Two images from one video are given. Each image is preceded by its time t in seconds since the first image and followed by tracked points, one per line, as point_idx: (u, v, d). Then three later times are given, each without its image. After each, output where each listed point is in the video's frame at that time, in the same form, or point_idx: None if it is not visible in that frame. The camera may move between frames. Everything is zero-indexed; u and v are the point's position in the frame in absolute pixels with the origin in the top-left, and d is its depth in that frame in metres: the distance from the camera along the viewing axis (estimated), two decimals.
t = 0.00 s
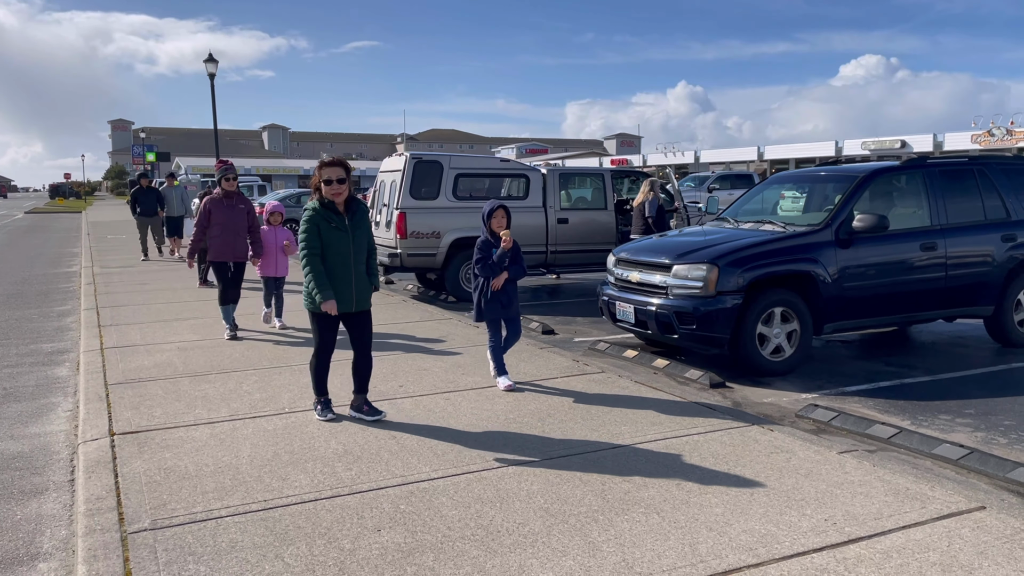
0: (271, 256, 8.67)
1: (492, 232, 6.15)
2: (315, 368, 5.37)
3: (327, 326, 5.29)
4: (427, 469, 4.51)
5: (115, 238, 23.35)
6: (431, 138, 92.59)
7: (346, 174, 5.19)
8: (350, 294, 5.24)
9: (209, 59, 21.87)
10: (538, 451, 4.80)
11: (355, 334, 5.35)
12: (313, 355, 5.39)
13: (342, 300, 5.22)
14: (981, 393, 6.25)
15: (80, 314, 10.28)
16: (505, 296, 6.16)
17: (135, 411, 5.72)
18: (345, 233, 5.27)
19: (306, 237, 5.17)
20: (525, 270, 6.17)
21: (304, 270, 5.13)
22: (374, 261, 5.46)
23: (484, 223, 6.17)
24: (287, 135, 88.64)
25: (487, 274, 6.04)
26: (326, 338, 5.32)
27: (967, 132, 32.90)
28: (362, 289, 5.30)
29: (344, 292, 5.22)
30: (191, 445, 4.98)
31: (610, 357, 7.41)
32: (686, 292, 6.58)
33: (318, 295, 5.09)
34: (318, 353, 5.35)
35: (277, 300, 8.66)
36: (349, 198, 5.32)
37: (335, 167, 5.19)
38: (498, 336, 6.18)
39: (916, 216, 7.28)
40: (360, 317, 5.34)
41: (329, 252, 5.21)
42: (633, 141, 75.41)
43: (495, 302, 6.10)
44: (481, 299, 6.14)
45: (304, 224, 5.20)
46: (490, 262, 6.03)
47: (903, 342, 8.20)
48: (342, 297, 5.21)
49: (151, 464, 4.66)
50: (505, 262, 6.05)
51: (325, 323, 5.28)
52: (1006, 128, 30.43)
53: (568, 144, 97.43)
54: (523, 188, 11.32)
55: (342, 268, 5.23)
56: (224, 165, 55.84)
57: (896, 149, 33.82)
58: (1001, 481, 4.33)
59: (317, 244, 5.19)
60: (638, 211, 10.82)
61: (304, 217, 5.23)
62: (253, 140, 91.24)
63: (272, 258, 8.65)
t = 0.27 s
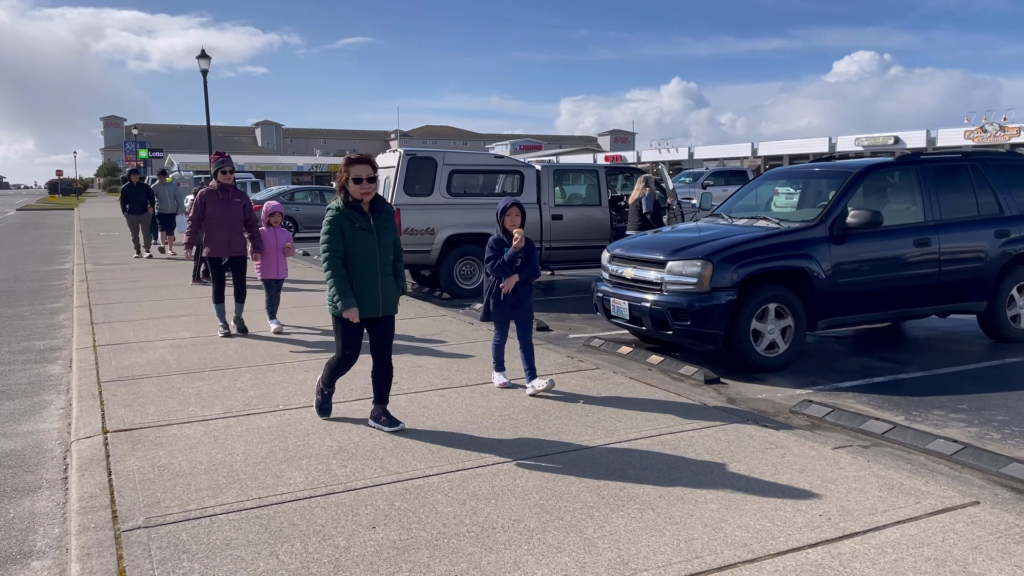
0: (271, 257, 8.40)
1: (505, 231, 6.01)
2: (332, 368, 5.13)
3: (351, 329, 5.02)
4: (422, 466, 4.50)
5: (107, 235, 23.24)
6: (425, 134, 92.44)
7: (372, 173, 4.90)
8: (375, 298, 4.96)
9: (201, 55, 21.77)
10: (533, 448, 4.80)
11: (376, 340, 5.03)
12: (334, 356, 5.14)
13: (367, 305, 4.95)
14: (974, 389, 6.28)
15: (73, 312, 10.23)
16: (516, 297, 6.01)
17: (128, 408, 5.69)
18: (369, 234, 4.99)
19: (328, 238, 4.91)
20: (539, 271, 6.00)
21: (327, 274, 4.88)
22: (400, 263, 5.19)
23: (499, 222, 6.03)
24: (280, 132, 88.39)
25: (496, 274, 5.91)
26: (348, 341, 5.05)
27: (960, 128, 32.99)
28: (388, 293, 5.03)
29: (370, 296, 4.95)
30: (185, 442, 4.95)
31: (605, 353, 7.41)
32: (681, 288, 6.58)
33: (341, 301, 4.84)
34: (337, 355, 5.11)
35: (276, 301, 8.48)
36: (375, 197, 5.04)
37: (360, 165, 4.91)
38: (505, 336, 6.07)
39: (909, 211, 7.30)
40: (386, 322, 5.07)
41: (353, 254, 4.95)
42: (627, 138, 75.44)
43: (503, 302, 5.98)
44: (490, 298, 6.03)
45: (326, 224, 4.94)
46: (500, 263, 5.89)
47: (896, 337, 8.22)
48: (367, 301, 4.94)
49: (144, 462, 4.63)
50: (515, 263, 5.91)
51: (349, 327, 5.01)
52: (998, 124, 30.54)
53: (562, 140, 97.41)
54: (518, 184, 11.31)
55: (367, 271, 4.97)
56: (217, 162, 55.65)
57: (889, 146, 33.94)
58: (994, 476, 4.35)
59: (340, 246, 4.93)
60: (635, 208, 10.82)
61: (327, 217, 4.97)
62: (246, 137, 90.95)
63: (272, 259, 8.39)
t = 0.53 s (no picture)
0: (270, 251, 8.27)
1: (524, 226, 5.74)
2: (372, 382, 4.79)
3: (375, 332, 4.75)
4: (417, 463, 4.49)
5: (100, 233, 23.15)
6: (419, 131, 92.29)
7: (392, 169, 4.68)
8: (387, 300, 4.73)
9: (194, 52, 21.69)
10: (527, 444, 4.79)
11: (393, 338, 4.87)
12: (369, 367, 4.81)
13: (380, 306, 4.72)
14: (967, 384, 6.29)
15: (65, 309, 10.18)
16: (538, 295, 5.78)
17: (121, 406, 5.67)
18: (385, 231, 4.76)
19: (340, 235, 4.68)
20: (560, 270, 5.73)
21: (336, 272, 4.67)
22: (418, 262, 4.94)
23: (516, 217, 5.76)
24: (273, 128, 88.15)
25: (515, 272, 5.67)
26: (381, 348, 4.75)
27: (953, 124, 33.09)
28: (403, 293, 4.80)
29: (382, 297, 4.73)
30: (178, 440, 4.93)
31: (599, 349, 7.41)
32: (675, 284, 6.58)
33: (336, 303, 4.65)
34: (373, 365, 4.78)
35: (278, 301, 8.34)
36: (394, 193, 4.82)
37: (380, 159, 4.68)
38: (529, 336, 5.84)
39: (903, 207, 7.31)
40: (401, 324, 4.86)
41: (366, 253, 4.72)
42: (621, 135, 75.43)
43: (524, 300, 5.74)
44: (511, 297, 5.80)
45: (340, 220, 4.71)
46: (518, 261, 5.64)
47: (890, 333, 8.24)
48: (379, 302, 4.72)
49: (137, 459, 4.61)
50: (534, 260, 5.64)
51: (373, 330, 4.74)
52: (991, 120, 30.65)
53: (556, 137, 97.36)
54: (512, 181, 11.29)
55: (381, 270, 4.74)
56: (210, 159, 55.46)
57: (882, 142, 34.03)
58: (987, 471, 4.36)
59: (351, 243, 4.70)
60: (631, 204, 10.81)
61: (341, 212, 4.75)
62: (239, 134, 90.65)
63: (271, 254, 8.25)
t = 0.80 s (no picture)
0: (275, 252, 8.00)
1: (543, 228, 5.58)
2: (389, 393, 4.55)
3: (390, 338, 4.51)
4: (410, 460, 4.48)
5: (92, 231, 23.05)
6: (413, 128, 92.14)
7: (412, 168, 4.38)
8: (408, 303, 4.49)
9: (187, 49, 21.61)
10: (521, 441, 4.78)
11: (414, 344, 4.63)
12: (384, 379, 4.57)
13: (398, 312, 4.48)
14: (960, 379, 6.31)
15: (57, 308, 10.13)
16: (559, 299, 5.57)
17: (113, 404, 5.64)
18: (401, 233, 4.50)
19: (355, 238, 4.41)
20: (580, 272, 5.56)
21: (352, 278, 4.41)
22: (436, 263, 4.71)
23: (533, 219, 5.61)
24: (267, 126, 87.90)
25: (536, 274, 5.47)
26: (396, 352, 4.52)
27: (945, 121, 33.19)
28: (422, 298, 4.55)
29: (402, 300, 4.48)
30: (171, 438, 4.91)
31: (593, 346, 7.41)
32: (669, 281, 6.58)
33: (352, 311, 4.39)
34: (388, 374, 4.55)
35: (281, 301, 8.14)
36: (412, 191, 4.54)
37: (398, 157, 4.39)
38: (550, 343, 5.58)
39: (895, 203, 7.32)
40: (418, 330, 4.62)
41: (383, 257, 4.46)
42: (615, 132, 75.46)
43: (546, 304, 5.51)
44: (529, 302, 5.56)
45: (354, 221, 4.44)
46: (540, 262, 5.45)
47: (883, 329, 8.26)
48: (399, 306, 4.47)
49: (129, 458, 4.59)
50: (556, 262, 5.48)
51: (389, 336, 4.51)
52: (983, 116, 30.77)
53: (550, 134, 97.33)
54: (505, 178, 11.27)
55: (398, 274, 4.49)
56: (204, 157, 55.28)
57: (874, 138, 34.12)
58: (980, 466, 4.37)
59: (368, 246, 4.43)
60: (630, 201, 10.80)
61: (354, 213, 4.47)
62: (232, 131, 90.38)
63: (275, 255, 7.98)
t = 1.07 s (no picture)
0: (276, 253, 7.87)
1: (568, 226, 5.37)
2: (389, 394, 4.43)
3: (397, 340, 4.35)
4: (404, 459, 4.47)
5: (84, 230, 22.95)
6: (406, 126, 91.99)
7: (438, 164, 4.22)
8: (432, 303, 4.31)
9: (179, 48, 21.52)
10: (515, 440, 4.78)
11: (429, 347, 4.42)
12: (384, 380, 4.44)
13: (428, 310, 4.30)
14: (953, 376, 6.32)
15: (49, 307, 10.08)
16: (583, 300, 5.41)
17: (105, 404, 5.61)
18: (427, 230, 4.32)
19: (382, 235, 4.20)
20: (601, 270, 5.43)
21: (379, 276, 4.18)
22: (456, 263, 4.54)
23: (556, 217, 5.37)
24: (260, 124, 87.66)
25: (565, 274, 5.30)
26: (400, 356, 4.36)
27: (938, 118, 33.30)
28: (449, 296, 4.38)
29: (427, 301, 4.30)
30: (163, 438, 4.89)
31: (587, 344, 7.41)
32: (662, 279, 6.58)
33: (400, 305, 4.14)
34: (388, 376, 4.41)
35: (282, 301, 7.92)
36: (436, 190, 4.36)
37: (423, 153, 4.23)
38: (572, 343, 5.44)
39: (888, 201, 7.33)
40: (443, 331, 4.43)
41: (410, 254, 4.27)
42: (609, 130, 75.47)
43: (572, 305, 5.35)
44: (554, 303, 5.39)
45: (377, 219, 4.22)
46: (569, 262, 5.28)
47: (876, 326, 8.29)
48: (424, 306, 4.29)
49: (122, 458, 4.57)
50: (584, 261, 5.32)
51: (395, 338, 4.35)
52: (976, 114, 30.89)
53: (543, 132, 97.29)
54: (499, 176, 11.26)
55: (425, 272, 4.30)
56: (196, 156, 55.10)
57: (867, 135, 34.18)
58: (973, 462, 4.38)
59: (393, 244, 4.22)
60: (628, 199, 10.79)
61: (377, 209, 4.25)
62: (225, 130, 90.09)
63: (276, 255, 7.84)
